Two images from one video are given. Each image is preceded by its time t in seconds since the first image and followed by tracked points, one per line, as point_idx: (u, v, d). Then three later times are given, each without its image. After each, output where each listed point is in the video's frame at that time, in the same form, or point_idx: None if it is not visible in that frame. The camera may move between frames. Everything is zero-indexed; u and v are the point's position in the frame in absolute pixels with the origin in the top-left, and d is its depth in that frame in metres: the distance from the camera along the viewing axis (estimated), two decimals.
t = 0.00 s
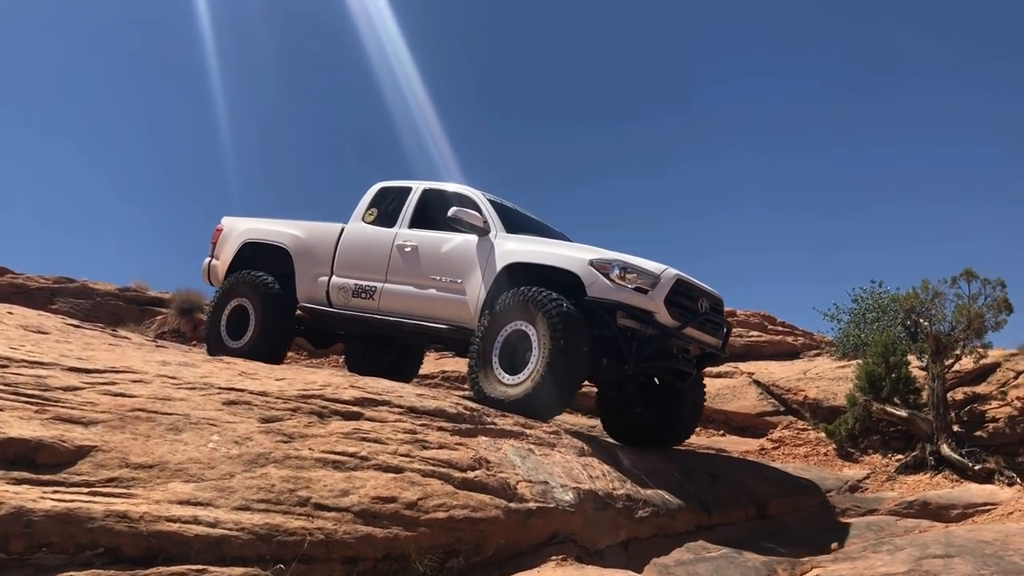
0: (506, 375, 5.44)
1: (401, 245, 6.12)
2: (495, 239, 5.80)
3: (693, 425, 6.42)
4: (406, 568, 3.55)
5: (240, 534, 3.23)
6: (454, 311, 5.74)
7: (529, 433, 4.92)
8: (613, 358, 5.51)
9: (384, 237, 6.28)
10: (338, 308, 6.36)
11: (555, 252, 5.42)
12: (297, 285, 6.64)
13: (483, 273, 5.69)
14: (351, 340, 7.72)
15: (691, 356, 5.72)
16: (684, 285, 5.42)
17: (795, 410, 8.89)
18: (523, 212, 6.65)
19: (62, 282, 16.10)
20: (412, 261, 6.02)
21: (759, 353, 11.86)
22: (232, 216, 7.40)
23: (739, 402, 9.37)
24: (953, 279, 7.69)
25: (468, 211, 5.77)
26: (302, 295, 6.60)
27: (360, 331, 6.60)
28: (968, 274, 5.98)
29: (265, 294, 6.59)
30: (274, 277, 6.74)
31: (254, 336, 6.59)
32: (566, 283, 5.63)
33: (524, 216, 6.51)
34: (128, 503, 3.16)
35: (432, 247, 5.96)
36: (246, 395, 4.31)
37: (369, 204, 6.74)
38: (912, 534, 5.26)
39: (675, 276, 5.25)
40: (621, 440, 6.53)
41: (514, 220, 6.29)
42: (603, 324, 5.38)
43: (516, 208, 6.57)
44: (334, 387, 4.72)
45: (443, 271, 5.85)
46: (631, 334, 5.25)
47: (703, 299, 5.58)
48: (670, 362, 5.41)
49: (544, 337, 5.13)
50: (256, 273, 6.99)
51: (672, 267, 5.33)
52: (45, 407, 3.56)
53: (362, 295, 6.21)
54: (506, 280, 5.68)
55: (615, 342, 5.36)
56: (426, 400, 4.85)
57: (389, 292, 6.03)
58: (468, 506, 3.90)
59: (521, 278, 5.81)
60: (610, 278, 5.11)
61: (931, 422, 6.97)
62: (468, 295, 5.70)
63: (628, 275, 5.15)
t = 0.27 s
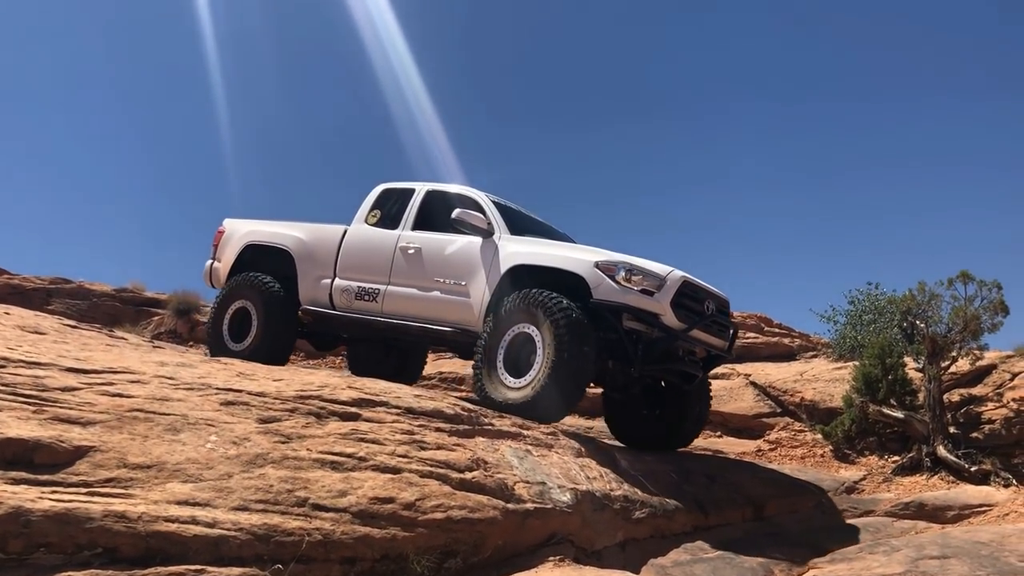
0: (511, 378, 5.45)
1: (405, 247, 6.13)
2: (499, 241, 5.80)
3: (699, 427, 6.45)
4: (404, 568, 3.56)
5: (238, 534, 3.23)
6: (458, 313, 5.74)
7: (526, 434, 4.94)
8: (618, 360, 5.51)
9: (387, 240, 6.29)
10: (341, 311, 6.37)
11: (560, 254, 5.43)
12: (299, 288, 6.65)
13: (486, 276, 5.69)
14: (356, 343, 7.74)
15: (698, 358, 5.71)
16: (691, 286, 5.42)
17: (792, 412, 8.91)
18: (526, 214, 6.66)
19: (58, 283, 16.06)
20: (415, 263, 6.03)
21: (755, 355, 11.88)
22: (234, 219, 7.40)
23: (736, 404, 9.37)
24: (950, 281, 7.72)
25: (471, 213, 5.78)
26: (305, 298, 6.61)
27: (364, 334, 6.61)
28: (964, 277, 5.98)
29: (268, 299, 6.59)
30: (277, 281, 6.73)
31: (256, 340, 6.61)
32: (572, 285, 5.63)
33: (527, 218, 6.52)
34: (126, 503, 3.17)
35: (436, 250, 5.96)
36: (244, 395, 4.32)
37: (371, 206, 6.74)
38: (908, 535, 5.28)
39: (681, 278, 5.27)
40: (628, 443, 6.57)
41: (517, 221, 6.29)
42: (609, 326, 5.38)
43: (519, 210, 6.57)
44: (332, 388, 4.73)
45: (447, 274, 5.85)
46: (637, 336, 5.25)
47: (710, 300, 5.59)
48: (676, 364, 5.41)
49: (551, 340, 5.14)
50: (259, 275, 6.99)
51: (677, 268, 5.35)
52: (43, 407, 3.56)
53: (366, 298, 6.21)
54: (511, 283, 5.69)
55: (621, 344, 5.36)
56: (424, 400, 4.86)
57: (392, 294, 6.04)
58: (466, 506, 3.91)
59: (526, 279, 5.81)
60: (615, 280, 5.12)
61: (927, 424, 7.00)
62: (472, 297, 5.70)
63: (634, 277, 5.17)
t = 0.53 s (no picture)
0: (514, 380, 5.45)
1: (408, 248, 6.14)
2: (502, 241, 5.81)
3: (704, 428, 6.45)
4: (401, 567, 3.58)
5: (236, 532, 3.25)
6: (461, 314, 5.76)
7: (523, 433, 4.95)
8: (623, 361, 5.51)
9: (391, 240, 6.30)
10: (344, 312, 6.37)
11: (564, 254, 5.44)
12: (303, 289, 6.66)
13: (491, 276, 5.70)
14: (359, 344, 7.76)
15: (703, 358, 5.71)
16: (695, 287, 5.45)
17: (788, 412, 8.93)
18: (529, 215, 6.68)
19: (54, 283, 16.03)
20: (419, 264, 6.04)
21: (751, 356, 11.91)
22: (237, 220, 7.42)
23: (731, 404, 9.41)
24: (946, 282, 7.75)
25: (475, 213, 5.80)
26: (308, 300, 6.63)
27: (367, 335, 6.62)
28: (960, 278, 5.99)
29: (270, 301, 6.60)
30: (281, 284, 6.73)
31: (258, 343, 6.62)
32: (576, 286, 5.64)
33: (530, 219, 6.53)
34: (124, 502, 3.18)
35: (440, 250, 5.98)
36: (242, 394, 4.33)
37: (375, 207, 6.77)
38: (904, 534, 5.31)
39: (685, 278, 5.31)
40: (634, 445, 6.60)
41: (521, 221, 6.31)
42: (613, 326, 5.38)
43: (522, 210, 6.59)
44: (329, 387, 4.74)
45: (450, 274, 5.87)
46: (641, 336, 5.25)
47: (714, 301, 5.61)
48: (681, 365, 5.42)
49: (552, 340, 5.14)
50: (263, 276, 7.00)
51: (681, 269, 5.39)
52: (41, 406, 3.57)
53: (369, 299, 6.22)
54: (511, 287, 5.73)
55: (626, 345, 5.35)
56: (421, 400, 4.87)
57: (396, 295, 6.05)
58: (464, 505, 3.93)
59: (529, 280, 5.82)
60: (620, 279, 5.14)
61: (922, 424, 7.02)
62: (477, 297, 5.70)
63: (638, 277, 5.19)
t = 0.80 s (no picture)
0: (518, 380, 5.46)
1: (412, 248, 6.15)
2: (507, 241, 5.81)
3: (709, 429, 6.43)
4: (399, 567, 3.58)
5: (234, 532, 3.25)
6: (465, 314, 5.76)
7: (521, 433, 4.96)
8: (628, 361, 5.50)
9: (395, 241, 6.31)
10: (348, 313, 6.38)
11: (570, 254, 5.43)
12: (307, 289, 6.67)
13: (495, 276, 5.70)
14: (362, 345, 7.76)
15: (709, 358, 5.69)
16: (702, 286, 5.42)
17: (785, 412, 8.94)
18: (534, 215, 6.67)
19: (51, 283, 15.99)
20: (423, 264, 6.05)
21: (748, 356, 11.93)
22: (240, 222, 7.44)
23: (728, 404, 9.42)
24: (942, 282, 7.77)
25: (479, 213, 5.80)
26: (311, 301, 6.63)
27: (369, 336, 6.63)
28: (956, 278, 6.00)
29: (273, 304, 6.60)
30: (285, 286, 6.72)
31: (260, 345, 6.63)
32: (582, 286, 5.63)
33: (535, 219, 6.52)
34: (122, 501, 3.19)
35: (445, 251, 5.98)
36: (239, 394, 4.33)
37: (379, 207, 6.78)
38: (901, 534, 5.32)
39: (692, 278, 5.27)
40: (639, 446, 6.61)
41: (526, 221, 6.30)
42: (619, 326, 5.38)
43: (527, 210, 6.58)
44: (327, 387, 4.75)
45: (455, 275, 5.87)
46: (647, 337, 5.24)
47: (722, 301, 5.58)
48: (687, 365, 5.40)
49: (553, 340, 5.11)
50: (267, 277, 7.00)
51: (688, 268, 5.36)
52: (38, 405, 3.58)
53: (373, 300, 6.23)
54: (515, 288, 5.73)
55: (632, 346, 5.34)
56: (418, 400, 4.88)
57: (400, 296, 6.05)
58: (462, 505, 3.94)
59: (533, 280, 5.81)
60: (626, 279, 5.12)
61: (919, 424, 7.04)
62: (481, 297, 5.70)
63: (644, 277, 5.16)
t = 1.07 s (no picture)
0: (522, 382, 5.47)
1: (415, 248, 6.15)
2: (511, 241, 5.80)
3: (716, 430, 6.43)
4: (397, 567, 3.59)
5: (233, 531, 3.26)
6: (469, 315, 5.76)
7: (519, 433, 4.97)
8: (634, 362, 5.49)
9: (399, 241, 6.31)
10: (352, 314, 6.39)
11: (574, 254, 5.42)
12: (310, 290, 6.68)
13: (499, 276, 5.69)
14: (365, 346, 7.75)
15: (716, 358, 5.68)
16: (708, 287, 5.43)
17: (782, 412, 8.95)
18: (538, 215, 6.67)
19: (48, 283, 15.96)
20: (427, 264, 6.05)
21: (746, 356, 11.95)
22: (243, 223, 7.44)
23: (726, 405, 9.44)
24: (940, 282, 7.79)
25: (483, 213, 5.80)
26: (315, 302, 6.64)
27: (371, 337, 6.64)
28: (954, 278, 6.00)
29: (276, 308, 6.58)
30: (289, 290, 6.70)
31: (261, 348, 6.64)
32: (587, 287, 5.61)
33: (539, 219, 6.53)
34: (121, 501, 3.19)
35: (449, 251, 5.98)
36: (238, 394, 4.34)
37: (382, 207, 6.79)
38: (899, 534, 5.33)
39: (698, 278, 5.28)
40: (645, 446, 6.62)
41: (529, 221, 6.30)
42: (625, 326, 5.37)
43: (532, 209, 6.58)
44: (325, 387, 4.75)
45: (458, 275, 5.87)
46: (653, 337, 5.24)
47: (728, 301, 5.58)
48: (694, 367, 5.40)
49: (558, 339, 5.11)
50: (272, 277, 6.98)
51: (694, 269, 5.36)
52: (36, 405, 3.58)
53: (376, 301, 6.23)
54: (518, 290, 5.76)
55: (638, 346, 5.34)
56: (416, 400, 4.89)
57: (403, 296, 6.06)
58: (460, 505, 3.95)
59: (537, 281, 5.80)
60: (632, 279, 5.12)
61: (916, 424, 7.06)
62: (485, 298, 5.69)
63: (650, 277, 5.16)
